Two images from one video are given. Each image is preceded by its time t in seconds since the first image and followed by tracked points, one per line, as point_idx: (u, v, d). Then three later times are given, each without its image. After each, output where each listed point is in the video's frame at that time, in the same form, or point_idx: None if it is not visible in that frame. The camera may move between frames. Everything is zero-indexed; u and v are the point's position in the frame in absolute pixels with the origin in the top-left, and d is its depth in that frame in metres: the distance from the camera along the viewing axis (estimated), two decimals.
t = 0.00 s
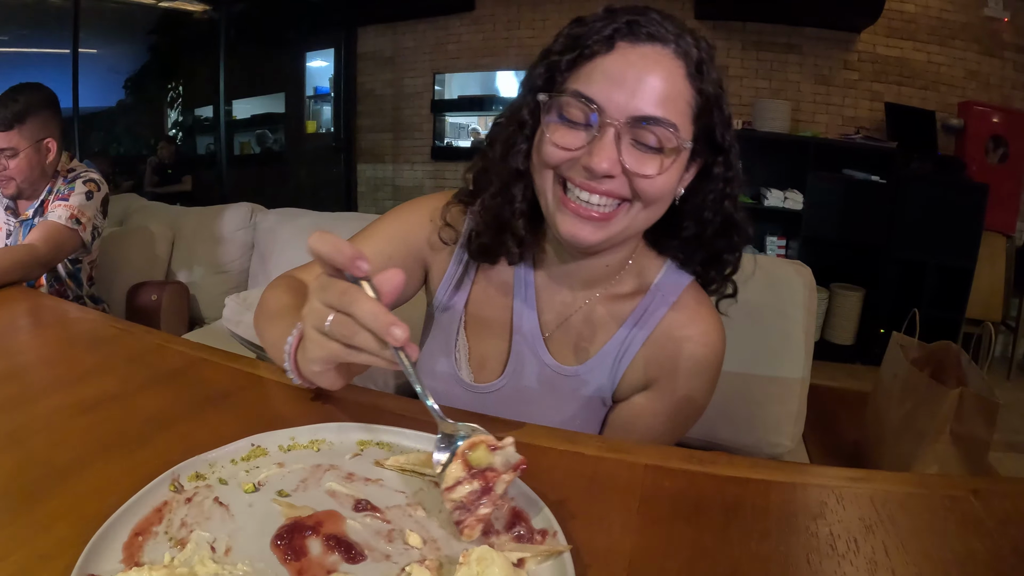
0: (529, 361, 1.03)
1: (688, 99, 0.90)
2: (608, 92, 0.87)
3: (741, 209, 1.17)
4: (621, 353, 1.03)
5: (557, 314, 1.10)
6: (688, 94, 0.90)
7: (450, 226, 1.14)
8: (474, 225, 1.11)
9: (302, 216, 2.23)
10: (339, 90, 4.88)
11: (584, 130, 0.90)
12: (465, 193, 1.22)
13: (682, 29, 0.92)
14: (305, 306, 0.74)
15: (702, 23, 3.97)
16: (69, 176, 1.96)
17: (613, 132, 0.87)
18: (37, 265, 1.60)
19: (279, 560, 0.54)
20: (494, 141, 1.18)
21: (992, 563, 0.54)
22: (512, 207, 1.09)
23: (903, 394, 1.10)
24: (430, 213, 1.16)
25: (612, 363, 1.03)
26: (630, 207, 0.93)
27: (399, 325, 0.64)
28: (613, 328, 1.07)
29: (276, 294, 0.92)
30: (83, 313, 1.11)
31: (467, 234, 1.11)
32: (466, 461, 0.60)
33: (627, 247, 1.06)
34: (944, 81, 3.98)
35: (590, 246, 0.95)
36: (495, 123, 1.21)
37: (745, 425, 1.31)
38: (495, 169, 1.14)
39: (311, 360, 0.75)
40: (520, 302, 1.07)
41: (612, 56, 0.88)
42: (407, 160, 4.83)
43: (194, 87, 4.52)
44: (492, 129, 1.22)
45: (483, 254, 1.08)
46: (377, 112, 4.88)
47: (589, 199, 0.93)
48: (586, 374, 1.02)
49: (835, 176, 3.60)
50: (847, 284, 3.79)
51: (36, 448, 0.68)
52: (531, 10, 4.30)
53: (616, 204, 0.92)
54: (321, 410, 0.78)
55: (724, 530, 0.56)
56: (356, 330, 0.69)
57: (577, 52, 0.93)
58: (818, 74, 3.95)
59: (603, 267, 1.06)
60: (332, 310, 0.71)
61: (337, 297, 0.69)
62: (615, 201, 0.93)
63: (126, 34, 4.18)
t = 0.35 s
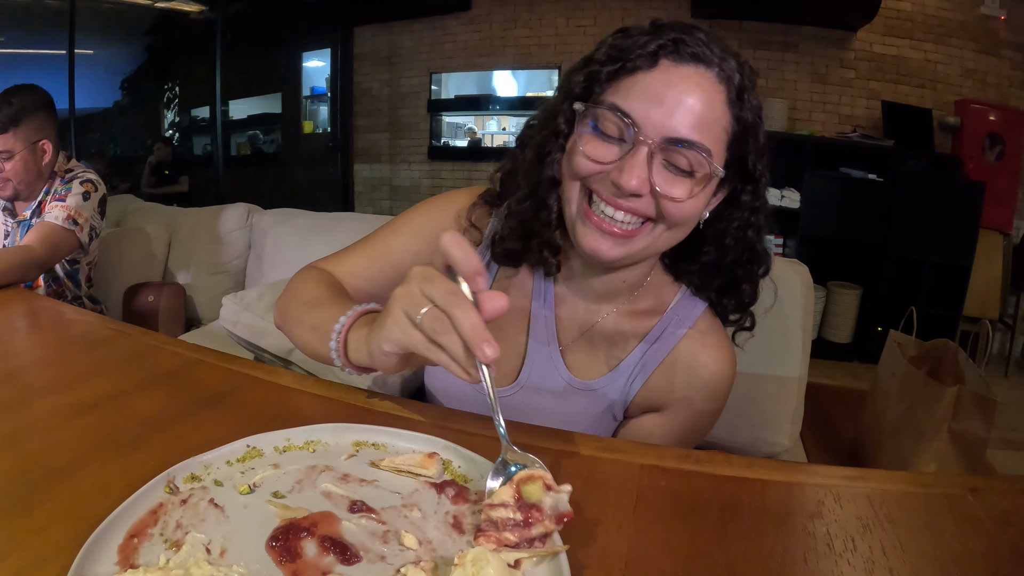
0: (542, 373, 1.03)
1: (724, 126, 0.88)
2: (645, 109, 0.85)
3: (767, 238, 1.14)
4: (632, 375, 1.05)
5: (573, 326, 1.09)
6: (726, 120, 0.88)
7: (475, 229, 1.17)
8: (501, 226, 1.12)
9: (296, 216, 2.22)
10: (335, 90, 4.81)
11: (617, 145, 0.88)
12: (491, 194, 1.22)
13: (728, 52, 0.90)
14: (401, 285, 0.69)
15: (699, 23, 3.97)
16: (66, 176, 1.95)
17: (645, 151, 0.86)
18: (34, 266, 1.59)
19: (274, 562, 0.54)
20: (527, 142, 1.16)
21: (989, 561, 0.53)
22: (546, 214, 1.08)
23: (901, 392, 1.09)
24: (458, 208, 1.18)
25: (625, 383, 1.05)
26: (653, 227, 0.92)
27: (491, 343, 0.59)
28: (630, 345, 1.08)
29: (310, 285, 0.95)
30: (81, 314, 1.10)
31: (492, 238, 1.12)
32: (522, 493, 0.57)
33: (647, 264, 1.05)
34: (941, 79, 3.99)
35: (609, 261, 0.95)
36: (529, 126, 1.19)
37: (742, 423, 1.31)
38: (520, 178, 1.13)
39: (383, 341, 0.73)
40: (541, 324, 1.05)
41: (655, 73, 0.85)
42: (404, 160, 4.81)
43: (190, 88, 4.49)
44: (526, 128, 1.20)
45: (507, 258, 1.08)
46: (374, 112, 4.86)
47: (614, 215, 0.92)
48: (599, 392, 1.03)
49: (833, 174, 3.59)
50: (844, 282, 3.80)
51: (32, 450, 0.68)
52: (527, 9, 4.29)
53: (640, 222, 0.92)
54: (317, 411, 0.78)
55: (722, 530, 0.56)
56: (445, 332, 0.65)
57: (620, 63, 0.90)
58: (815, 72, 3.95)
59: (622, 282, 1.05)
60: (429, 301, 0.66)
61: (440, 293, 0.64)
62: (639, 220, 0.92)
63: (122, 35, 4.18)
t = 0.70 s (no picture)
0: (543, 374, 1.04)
1: (739, 137, 0.89)
2: (662, 113, 0.85)
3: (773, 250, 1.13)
4: (633, 380, 1.05)
5: (576, 332, 1.09)
6: (741, 131, 0.89)
7: (485, 223, 1.13)
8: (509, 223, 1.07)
9: (297, 216, 2.22)
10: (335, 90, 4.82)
11: (632, 146, 0.89)
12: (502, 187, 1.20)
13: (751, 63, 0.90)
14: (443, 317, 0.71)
15: (699, 23, 3.98)
16: (66, 176, 1.94)
17: (659, 154, 0.86)
18: (34, 266, 1.59)
19: (272, 563, 0.54)
20: (541, 138, 1.13)
21: (990, 563, 0.53)
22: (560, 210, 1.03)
23: (901, 392, 1.09)
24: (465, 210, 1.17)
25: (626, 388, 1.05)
26: (660, 231, 0.93)
27: (520, 389, 0.60)
28: (632, 349, 1.08)
29: (323, 297, 0.95)
30: (81, 314, 1.10)
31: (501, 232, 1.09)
32: (522, 532, 0.52)
33: (651, 269, 1.05)
34: (940, 79, 3.99)
35: (613, 261, 0.95)
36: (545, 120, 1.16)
37: (742, 423, 1.31)
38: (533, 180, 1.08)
39: (405, 365, 0.73)
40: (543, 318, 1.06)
41: (675, 77, 0.85)
42: (403, 160, 4.82)
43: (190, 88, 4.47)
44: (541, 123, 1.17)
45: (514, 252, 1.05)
46: (374, 113, 4.88)
47: (622, 216, 0.93)
48: (600, 394, 1.03)
49: (833, 174, 3.59)
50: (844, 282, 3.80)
51: (32, 450, 0.67)
52: (527, 9, 4.29)
53: (648, 226, 0.92)
54: (317, 413, 0.77)
55: (722, 532, 0.56)
56: (469, 367, 0.65)
57: (642, 63, 0.90)
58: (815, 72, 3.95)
59: (625, 286, 1.05)
60: (464, 337, 0.67)
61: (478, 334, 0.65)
62: (648, 223, 0.92)
63: (121, 36, 4.17)
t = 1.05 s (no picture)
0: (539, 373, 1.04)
1: (737, 138, 0.88)
2: (659, 111, 0.85)
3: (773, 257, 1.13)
4: (631, 381, 1.04)
5: (572, 334, 1.09)
6: (739, 131, 0.89)
7: (483, 219, 1.14)
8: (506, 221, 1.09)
9: (296, 217, 2.22)
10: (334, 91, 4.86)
11: (628, 144, 0.89)
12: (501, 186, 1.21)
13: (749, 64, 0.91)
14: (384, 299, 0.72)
15: (698, 23, 3.98)
16: (64, 177, 1.94)
17: (656, 152, 0.86)
18: (33, 266, 1.59)
19: (271, 564, 0.53)
20: (539, 136, 1.14)
21: (991, 563, 0.53)
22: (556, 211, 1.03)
23: (901, 391, 1.09)
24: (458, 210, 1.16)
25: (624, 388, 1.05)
26: (657, 231, 0.92)
27: (459, 352, 0.63)
28: (630, 352, 1.08)
29: (314, 293, 0.94)
30: (79, 315, 1.10)
31: (498, 229, 1.10)
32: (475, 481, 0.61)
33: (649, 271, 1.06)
34: (940, 78, 3.99)
35: (608, 261, 0.94)
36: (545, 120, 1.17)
37: (742, 423, 1.30)
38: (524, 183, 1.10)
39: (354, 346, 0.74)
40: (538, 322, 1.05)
41: (672, 76, 0.85)
42: (403, 161, 4.81)
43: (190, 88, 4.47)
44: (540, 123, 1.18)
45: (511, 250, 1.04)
46: (373, 113, 4.88)
47: (618, 214, 0.92)
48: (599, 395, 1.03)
49: (832, 174, 3.59)
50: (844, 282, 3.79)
51: (30, 451, 0.67)
52: (526, 9, 4.29)
53: (643, 226, 0.92)
54: (315, 414, 0.77)
55: (722, 532, 0.55)
56: (409, 337, 0.66)
57: (640, 64, 0.90)
58: (814, 72, 3.95)
59: (623, 288, 1.05)
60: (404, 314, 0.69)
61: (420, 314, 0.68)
62: (644, 223, 0.92)
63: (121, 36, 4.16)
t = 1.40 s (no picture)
0: (536, 381, 1.04)
1: (750, 162, 0.86)
2: (671, 132, 0.83)
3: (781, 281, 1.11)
4: (635, 397, 1.05)
5: (570, 350, 1.11)
6: (753, 156, 0.86)
7: (480, 229, 1.13)
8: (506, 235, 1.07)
9: (295, 218, 2.22)
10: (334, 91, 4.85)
11: (636, 164, 0.87)
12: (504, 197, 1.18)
13: (766, 86, 0.88)
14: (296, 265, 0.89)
15: (697, 23, 3.98)
16: (65, 178, 1.94)
17: (665, 174, 0.84)
18: (34, 267, 1.59)
19: (273, 564, 0.54)
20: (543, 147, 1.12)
21: (990, 563, 0.53)
22: (560, 229, 1.00)
23: (900, 390, 1.10)
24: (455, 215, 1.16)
25: (631, 399, 1.05)
26: (659, 255, 0.92)
27: (357, 287, 0.80)
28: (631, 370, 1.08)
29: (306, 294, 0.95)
30: (81, 315, 1.10)
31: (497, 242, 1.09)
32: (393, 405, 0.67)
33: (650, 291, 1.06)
34: (940, 78, 4.00)
35: (608, 283, 0.95)
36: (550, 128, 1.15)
37: (744, 423, 1.31)
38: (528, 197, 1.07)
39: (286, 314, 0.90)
40: (535, 336, 1.07)
41: (687, 96, 0.83)
42: (403, 161, 4.82)
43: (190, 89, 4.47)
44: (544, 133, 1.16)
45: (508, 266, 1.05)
46: (373, 113, 4.87)
47: (621, 236, 0.92)
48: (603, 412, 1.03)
49: (831, 174, 3.60)
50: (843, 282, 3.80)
51: (32, 451, 0.67)
52: (526, 9, 4.28)
53: (646, 249, 0.91)
54: (317, 414, 0.77)
55: (721, 532, 0.56)
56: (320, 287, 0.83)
57: (653, 79, 0.88)
58: (814, 72, 3.95)
59: (623, 307, 1.07)
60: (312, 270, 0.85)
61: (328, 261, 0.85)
62: (648, 247, 0.91)
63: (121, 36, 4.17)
